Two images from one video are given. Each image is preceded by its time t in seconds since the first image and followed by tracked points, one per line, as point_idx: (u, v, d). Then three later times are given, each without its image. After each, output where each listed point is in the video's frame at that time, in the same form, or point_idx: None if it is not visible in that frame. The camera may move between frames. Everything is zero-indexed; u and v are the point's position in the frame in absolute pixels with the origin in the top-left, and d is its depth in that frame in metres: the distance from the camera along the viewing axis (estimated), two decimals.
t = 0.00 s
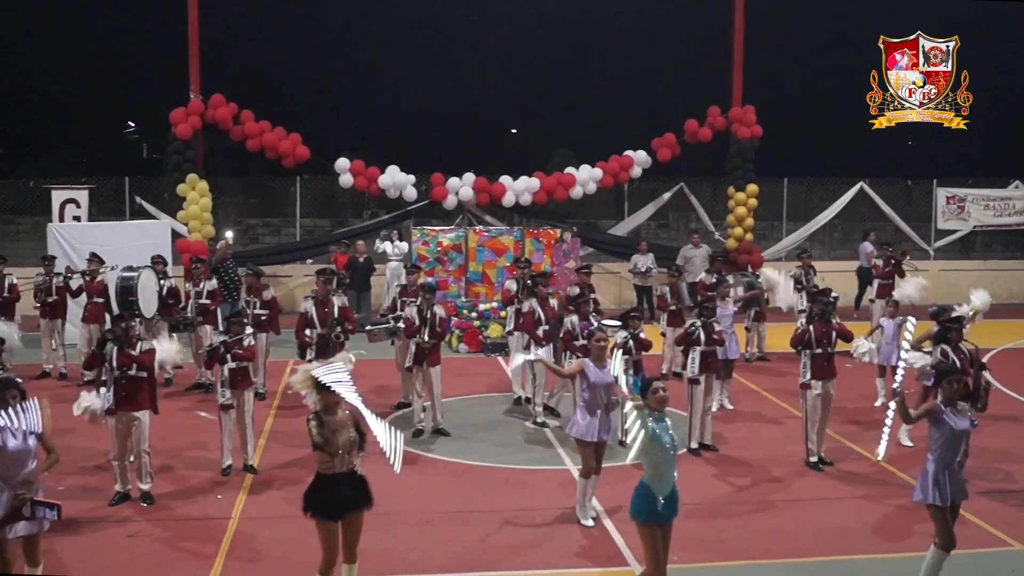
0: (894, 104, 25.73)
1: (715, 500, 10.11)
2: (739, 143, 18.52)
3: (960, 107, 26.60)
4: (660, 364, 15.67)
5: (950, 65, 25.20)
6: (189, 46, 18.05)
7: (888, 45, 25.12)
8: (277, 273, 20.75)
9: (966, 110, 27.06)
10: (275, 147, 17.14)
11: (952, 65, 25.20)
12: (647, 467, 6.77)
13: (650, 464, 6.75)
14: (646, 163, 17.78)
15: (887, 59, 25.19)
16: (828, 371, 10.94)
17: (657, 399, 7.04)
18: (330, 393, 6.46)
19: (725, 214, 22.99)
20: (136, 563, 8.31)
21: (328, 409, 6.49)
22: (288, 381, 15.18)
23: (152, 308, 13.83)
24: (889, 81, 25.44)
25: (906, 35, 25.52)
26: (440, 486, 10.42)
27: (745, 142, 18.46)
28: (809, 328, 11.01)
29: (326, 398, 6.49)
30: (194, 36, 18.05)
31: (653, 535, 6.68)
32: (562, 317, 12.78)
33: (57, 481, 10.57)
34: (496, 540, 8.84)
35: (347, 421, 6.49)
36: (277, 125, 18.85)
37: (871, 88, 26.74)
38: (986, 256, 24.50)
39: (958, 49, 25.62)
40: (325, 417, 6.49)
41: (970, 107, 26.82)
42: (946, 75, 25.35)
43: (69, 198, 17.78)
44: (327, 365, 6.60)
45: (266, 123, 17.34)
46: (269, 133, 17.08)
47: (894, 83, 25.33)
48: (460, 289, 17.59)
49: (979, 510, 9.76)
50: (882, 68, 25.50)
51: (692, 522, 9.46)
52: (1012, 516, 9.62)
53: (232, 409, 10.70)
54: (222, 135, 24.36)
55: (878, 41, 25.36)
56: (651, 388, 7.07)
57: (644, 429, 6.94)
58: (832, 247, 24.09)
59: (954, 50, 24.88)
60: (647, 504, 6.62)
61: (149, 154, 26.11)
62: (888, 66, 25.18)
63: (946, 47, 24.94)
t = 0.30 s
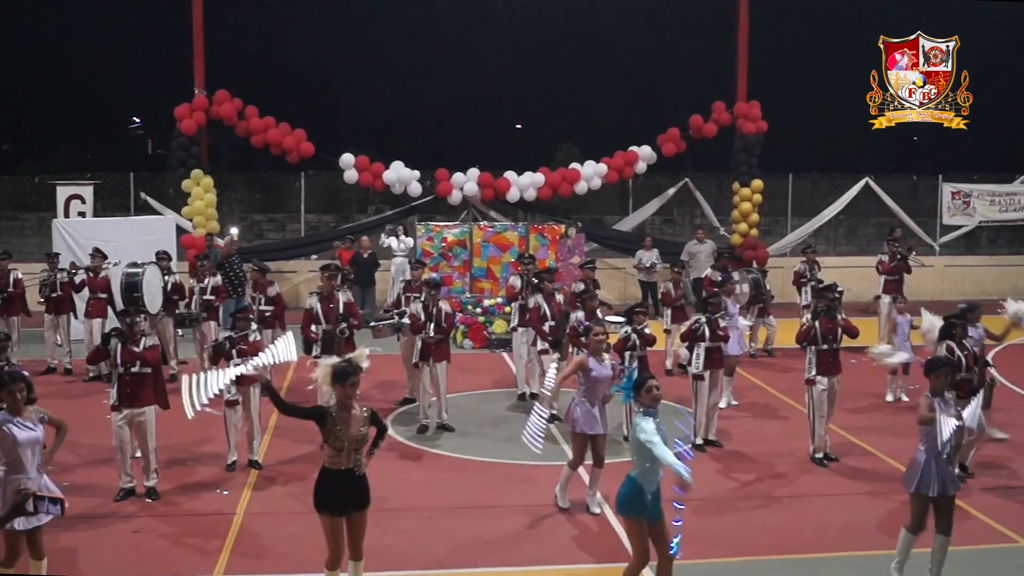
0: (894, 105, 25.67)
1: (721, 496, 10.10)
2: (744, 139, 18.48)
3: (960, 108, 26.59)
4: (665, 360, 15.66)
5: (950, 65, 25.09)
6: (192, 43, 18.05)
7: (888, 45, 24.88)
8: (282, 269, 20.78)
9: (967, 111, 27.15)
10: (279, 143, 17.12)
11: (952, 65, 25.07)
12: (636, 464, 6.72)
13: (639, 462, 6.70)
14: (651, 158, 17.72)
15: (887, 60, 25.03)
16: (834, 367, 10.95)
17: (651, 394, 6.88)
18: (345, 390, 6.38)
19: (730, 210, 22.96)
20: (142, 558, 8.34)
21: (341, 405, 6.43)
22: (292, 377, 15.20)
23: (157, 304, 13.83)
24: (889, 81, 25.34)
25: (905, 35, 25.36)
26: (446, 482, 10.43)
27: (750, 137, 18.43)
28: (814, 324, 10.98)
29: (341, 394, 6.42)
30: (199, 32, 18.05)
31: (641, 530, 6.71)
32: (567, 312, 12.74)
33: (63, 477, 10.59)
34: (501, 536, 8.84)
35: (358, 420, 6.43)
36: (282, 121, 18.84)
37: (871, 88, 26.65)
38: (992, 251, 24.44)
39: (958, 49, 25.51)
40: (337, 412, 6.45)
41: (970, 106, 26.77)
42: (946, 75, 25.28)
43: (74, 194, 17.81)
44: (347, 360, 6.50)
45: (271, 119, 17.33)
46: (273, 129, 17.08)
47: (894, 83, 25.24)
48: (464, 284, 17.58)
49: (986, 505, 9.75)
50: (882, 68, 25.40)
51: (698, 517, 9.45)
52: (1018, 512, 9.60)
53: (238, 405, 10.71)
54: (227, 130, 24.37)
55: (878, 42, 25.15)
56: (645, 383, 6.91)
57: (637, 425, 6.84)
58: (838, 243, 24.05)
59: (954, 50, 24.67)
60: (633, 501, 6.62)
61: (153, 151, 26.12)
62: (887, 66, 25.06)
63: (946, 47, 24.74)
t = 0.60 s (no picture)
0: (894, 105, 25.63)
1: (726, 494, 10.10)
2: (751, 137, 18.45)
3: (960, 107, 26.40)
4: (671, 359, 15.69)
5: (950, 65, 24.99)
6: (198, 42, 18.09)
7: (888, 45, 24.80)
8: (288, 267, 20.82)
9: (965, 111, 26.80)
10: (285, 142, 17.15)
11: (952, 65, 24.97)
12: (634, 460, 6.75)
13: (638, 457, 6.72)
14: (658, 156, 17.69)
15: (887, 60, 24.93)
16: (839, 366, 10.94)
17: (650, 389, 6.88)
18: (346, 388, 6.38)
19: (737, 209, 22.93)
20: (148, 556, 8.37)
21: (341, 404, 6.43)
22: (299, 375, 15.23)
23: (164, 303, 13.85)
24: (889, 81, 25.25)
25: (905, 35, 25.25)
26: (451, 480, 10.44)
27: (756, 136, 18.41)
28: (821, 324, 10.97)
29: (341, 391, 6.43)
30: (205, 31, 18.08)
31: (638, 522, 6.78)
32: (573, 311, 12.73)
33: (69, 475, 10.63)
34: (507, 535, 8.84)
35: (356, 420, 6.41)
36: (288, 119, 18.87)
37: (871, 88, 26.47)
38: (999, 250, 24.38)
39: (958, 48, 25.38)
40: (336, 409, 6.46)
41: (971, 106, 26.72)
42: (946, 75, 25.18)
43: (81, 193, 17.86)
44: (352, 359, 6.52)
45: (276, 118, 17.35)
46: (279, 128, 17.09)
47: (893, 83, 25.16)
48: (471, 283, 17.61)
49: (991, 504, 9.73)
50: (882, 68, 25.31)
51: (703, 516, 9.46)
52: None
53: (240, 403, 10.73)
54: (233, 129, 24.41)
55: (878, 42, 25.05)
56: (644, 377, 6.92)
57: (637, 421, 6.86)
58: (844, 242, 24.02)
59: (954, 50, 24.61)
60: (627, 495, 6.71)
61: (159, 150, 26.19)
62: (887, 66, 24.96)
63: (946, 47, 24.67)
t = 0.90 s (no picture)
0: (894, 105, 25.70)
1: (730, 495, 10.10)
2: (755, 138, 18.46)
3: (961, 107, 26.51)
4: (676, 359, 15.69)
5: (950, 65, 24.90)
6: (202, 43, 18.10)
7: (888, 45, 24.77)
8: (291, 268, 20.82)
9: (967, 110, 26.89)
10: (289, 143, 17.16)
11: (952, 65, 24.88)
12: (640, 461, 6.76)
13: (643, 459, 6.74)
14: (662, 157, 17.66)
15: (887, 60, 24.91)
16: (845, 367, 10.93)
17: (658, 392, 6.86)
18: (343, 392, 6.32)
19: (740, 210, 22.94)
20: (151, 557, 8.36)
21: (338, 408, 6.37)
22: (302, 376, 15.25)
23: (168, 303, 13.86)
24: (889, 81, 25.29)
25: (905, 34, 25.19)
26: (455, 482, 10.44)
27: (760, 137, 18.40)
28: (826, 325, 10.97)
29: (338, 396, 6.36)
30: (209, 32, 18.10)
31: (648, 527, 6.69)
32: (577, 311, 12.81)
33: (74, 476, 10.64)
34: (513, 535, 8.85)
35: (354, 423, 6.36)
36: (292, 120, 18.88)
37: (871, 88, 26.54)
38: (1003, 251, 24.34)
39: (958, 48, 25.31)
40: (333, 415, 6.38)
41: (971, 106, 26.74)
42: (946, 75, 25.11)
43: (85, 193, 17.86)
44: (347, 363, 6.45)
45: (281, 119, 17.36)
46: (283, 128, 17.11)
47: (894, 83, 25.19)
48: (474, 284, 17.60)
49: (996, 504, 9.72)
50: (882, 68, 25.29)
51: (707, 517, 9.45)
52: None
53: (246, 404, 10.74)
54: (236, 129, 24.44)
55: (878, 41, 25.00)
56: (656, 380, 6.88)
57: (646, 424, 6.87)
58: (848, 243, 24.01)
59: (954, 50, 24.51)
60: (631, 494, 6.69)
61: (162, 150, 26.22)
62: (887, 66, 24.95)
63: (946, 47, 24.55)
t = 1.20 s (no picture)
0: (894, 105, 25.63)
1: (735, 496, 10.10)
2: (759, 139, 18.43)
3: (960, 107, 26.46)
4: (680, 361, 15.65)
5: (950, 65, 24.85)
6: (206, 45, 18.12)
7: (888, 45, 24.75)
8: (296, 270, 20.84)
9: (965, 109, 26.84)
10: (294, 144, 17.17)
11: (952, 65, 24.82)
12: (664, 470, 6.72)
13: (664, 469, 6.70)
14: (666, 158, 17.63)
15: (887, 60, 24.85)
16: (850, 368, 10.91)
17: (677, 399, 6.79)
18: (349, 398, 6.31)
19: (745, 211, 22.94)
20: (157, 559, 8.37)
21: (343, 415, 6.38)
22: (306, 378, 15.26)
23: (173, 305, 13.88)
24: (889, 81, 25.21)
25: (905, 34, 25.12)
26: (460, 483, 10.44)
27: (765, 138, 18.37)
28: (830, 326, 10.93)
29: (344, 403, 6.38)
30: (213, 34, 18.12)
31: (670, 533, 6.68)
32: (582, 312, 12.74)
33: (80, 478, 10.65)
34: (519, 537, 8.85)
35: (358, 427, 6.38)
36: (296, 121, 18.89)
37: (871, 88, 26.62)
38: (1008, 251, 24.30)
39: (959, 48, 25.24)
40: (339, 422, 6.40)
41: (971, 105, 26.72)
42: (946, 75, 25.06)
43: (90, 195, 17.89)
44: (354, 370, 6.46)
45: (285, 120, 17.37)
46: (288, 130, 17.12)
47: (893, 83, 25.11)
48: (479, 285, 17.58)
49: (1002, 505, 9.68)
50: (882, 68, 25.25)
51: (712, 518, 9.43)
52: None
53: (251, 405, 10.80)
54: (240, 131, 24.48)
55: (878, 41, 24.95)
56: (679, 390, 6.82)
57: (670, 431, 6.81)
58: (853, 244, 23.99)
59: (954, 50, 24.45)
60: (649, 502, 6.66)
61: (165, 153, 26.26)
62: (887, 66, 24.89)
63: (946, 47, 24.52)
